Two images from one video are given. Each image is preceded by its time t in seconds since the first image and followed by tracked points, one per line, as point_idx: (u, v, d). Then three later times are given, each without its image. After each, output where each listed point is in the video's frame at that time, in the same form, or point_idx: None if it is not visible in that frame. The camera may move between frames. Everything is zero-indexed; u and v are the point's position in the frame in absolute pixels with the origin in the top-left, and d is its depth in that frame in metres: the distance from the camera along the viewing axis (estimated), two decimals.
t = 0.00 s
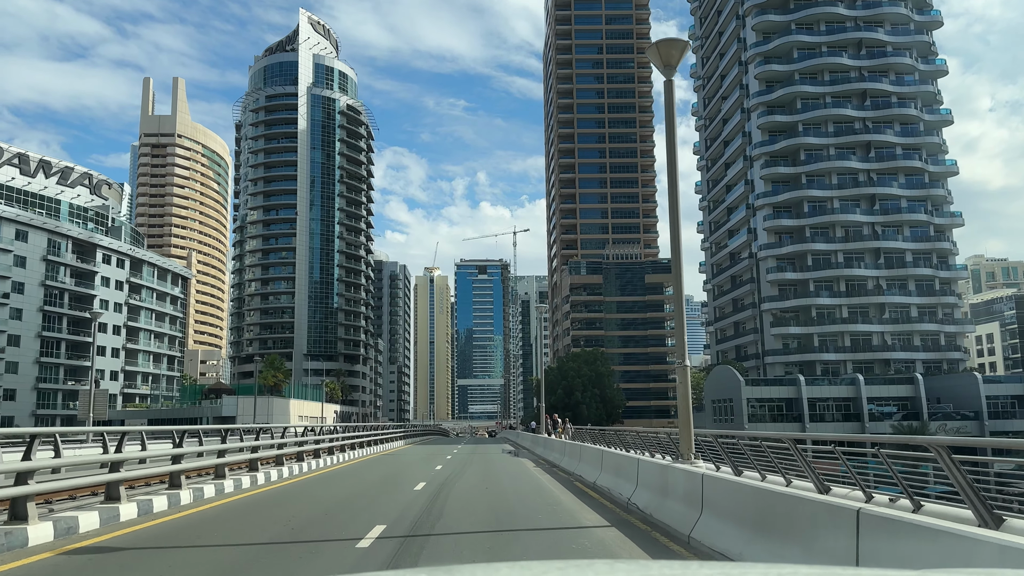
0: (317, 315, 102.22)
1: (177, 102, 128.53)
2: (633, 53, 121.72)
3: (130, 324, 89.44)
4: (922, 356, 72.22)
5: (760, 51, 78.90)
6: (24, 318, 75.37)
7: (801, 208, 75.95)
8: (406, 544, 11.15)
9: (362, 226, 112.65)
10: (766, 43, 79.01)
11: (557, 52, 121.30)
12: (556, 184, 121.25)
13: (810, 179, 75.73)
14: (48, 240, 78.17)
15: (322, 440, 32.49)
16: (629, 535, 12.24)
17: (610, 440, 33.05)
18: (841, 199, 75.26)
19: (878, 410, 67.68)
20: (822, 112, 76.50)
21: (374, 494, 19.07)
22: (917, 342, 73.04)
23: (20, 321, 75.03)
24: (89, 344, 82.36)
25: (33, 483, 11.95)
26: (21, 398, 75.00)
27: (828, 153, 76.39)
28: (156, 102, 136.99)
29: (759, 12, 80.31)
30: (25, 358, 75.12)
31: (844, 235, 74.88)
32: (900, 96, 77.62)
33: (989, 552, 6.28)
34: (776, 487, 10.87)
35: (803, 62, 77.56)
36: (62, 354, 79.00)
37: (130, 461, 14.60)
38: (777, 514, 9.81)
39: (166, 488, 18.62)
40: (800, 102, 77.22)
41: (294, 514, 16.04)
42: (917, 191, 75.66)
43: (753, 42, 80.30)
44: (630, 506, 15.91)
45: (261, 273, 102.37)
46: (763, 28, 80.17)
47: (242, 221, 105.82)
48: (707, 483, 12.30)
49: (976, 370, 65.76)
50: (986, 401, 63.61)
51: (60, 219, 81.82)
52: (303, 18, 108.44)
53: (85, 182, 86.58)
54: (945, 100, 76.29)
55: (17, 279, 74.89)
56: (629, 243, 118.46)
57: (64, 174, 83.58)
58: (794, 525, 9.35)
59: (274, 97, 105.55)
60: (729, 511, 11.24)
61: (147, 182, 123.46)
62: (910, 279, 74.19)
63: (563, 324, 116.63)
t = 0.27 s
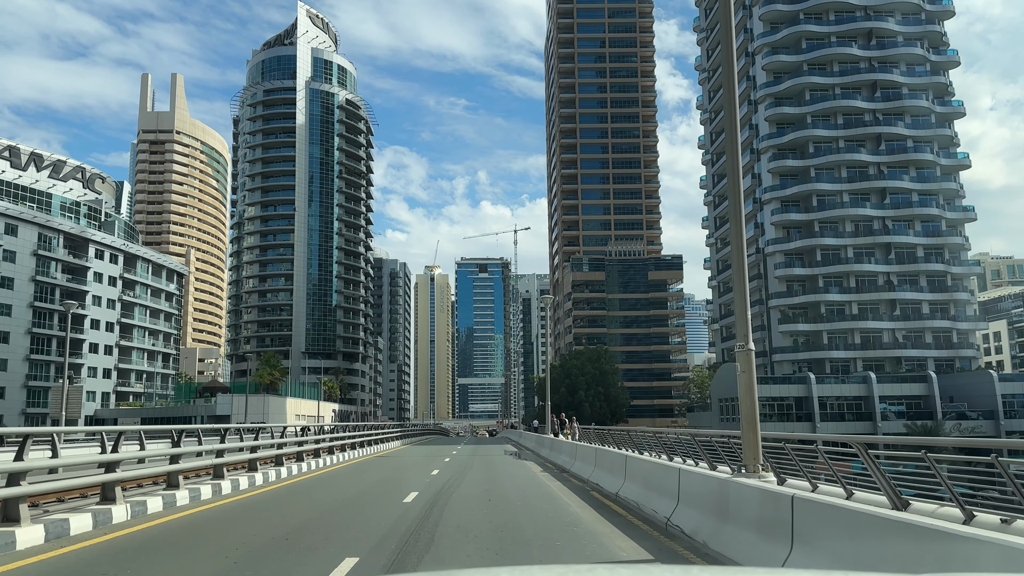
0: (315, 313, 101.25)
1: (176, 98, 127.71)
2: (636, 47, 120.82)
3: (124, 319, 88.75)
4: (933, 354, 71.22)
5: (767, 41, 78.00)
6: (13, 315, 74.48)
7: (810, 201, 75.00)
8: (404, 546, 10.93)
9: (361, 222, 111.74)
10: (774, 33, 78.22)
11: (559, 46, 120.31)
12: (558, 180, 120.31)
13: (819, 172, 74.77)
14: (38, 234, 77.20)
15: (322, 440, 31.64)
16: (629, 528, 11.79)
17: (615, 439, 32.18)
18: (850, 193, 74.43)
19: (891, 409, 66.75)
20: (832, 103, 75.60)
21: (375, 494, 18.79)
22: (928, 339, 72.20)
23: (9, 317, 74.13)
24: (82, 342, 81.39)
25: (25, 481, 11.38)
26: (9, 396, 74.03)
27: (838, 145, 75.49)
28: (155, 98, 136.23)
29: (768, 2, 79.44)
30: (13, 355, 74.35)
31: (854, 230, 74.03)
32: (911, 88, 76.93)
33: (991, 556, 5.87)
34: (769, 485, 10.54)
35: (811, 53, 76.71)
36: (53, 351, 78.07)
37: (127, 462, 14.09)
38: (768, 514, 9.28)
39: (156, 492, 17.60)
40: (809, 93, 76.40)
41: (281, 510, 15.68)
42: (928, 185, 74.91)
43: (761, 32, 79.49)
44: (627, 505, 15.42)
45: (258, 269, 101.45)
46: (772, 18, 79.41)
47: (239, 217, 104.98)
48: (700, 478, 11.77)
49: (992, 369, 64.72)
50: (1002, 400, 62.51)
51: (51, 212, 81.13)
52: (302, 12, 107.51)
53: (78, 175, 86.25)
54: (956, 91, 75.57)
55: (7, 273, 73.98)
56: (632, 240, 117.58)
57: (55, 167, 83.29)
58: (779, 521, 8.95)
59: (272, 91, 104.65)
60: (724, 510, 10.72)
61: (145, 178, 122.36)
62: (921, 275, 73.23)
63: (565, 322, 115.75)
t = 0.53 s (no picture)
0: (312, 310, 100.31)
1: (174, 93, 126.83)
2: (639, 40, 119.68)
3: (118, 314, 88.04)
4: (947, 351, 69.99)
5: (776, 30, 77.19)
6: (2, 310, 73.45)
7: (819, 195, 74.02)
8: (397, 556, 10.35)
9: (360, 219, 110.76)
10: (782, 22, 77.38)
11: (562, 39, 119.12)
12: (560, 176, 119.27)
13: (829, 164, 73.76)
14: (26, 228, 75.96)
15: (322, 441, 30.75)
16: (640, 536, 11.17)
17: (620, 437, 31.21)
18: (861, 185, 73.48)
19: (904, 406, 65.73)
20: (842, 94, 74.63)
21: (374, 492, 18.26)
22: (941, 336, 70.99)
23: None
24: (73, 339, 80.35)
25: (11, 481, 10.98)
26: None
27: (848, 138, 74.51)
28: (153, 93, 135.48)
29: None
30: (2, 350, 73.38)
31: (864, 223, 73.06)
32: (922, 78, 75.85)
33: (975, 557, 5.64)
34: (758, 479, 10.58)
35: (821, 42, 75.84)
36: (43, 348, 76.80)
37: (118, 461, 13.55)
38: (772, 514, 8.97)
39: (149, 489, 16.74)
40: (819, 84, 75.55)
41: (276, 509, 15.20)
42: (941, 177, 73.89)
43: (768, 22, 78.53)
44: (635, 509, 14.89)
45: (255, 266, 100.61)
46: (779, 8, 78.42)
47: (237, 213, 104.11)
48: (708, 480, 11.41)
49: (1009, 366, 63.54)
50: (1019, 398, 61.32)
51: (41, 205, 80.36)
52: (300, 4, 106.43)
53: (69, 168, 85.89)
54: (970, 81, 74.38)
55: None
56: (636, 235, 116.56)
57: (46, 160, 83.04)
58: (782, 519, 8.68)
59: (269, 85, 103.64)
60: (729, 513, 10.39)
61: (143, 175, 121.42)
62: (934, 271, 72.14)
63: (567, 319, 114.76)
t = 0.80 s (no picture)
0: (311, 306, 99.38)
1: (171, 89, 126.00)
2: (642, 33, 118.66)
3: (111, 309, 87.08)
4: (960, 347, 69.01)
5: (785, 19, 76.50)
6: None
7: (829, 187, 73.01)
8: (405, 555, 9.51)
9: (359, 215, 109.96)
10: (791, 11, 76.68)
11: (563, 32, 118.06)
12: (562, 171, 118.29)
13: (840, 156, 72.90)
14: (14, 220, 74.34)
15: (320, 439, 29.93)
16: (656, 547, 10.42)
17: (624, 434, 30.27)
18: (872, 177, 72.55)
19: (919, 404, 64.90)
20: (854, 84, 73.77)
21: (377, 490, 17.47)
22: (954, 332, 69.97)
23: None
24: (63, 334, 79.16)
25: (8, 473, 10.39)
26: None
27: (858, 129, 73.69)
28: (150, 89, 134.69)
29: None
30: None
31: (875, 217, 72.07)
32: (935, 68, 74.89)
33: (991, 555, 6.10)
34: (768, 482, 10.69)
35: (831, 31, 75.16)
36: (33, 345, 75.53)
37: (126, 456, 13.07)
38: (789, 514, 9.20)
39: (141, 489, 15.81)
40: (829, 74, 74.82)
41: (279, 505, 14.64)
42: (954, 169, 72.98)
43: (777, 11, 77.70)
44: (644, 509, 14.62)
45: (253, 263, 99.71)
46: None
47: (233, 208, 103.20)
48: (723, 480, 11.45)
49: None
50: None
51: (32, 197, 79.43)
52: None
53: (62, 160, 85.26)
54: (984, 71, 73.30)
55: None
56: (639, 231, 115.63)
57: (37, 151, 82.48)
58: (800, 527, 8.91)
59: (266, 78, 102.71)
60: (754, 515, 10.19)
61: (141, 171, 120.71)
62: (947, 266, 71.16)
63: (569, 316, 113.81)
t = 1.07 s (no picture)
0: (308, 304, 98.47)
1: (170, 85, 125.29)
2: (645, 26, 117.58)
3: (103, 305, 86.22)
4: (974, 345, 67.99)
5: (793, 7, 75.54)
6: None
7: (840, 179, 71.96)
8: (410, 555, 8.57)
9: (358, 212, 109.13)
10: None
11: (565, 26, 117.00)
12: (564, 167, 117.30)
13: (849, 148, 71.94)
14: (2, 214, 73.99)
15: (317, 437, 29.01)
16: (659, 548, 9.57)
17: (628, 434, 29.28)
18: (883, 169, 71.51)
19: (932, 402, 63.95)
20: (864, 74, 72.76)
21: (378, 490, 16.61)
22: (968, 329, 68.99)
23: None
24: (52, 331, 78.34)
25: None
26: None
27: (869, 120, 72.65)
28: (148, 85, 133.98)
29: None
30: None
31: (886, 210, 71.11)
32: (948, 57, 73.87)
33: (993, 554, 5.56)
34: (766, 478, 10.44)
35: (841, 19, 74.14)
36: (22, 341, 74.77)
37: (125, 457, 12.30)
38: (782, 511, 8.70)
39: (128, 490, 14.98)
40: (839, 63, 73.88)
41: (278, 506, 13.81)
42: (967, 161, 71.99)
43: None
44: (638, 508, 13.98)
45: (250, 260, 98.77)
46: None
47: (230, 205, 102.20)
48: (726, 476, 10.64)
49: None
50: None
51: (23, 190, 78.33)
52: None
53: (51, 154, 84.89)
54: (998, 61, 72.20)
55: None
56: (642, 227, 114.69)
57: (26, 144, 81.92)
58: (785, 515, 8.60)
59: (263, 72, 101.69)
60: (748, 510, 9.56)
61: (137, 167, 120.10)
62: (960, 261, 70.21)
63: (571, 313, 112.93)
